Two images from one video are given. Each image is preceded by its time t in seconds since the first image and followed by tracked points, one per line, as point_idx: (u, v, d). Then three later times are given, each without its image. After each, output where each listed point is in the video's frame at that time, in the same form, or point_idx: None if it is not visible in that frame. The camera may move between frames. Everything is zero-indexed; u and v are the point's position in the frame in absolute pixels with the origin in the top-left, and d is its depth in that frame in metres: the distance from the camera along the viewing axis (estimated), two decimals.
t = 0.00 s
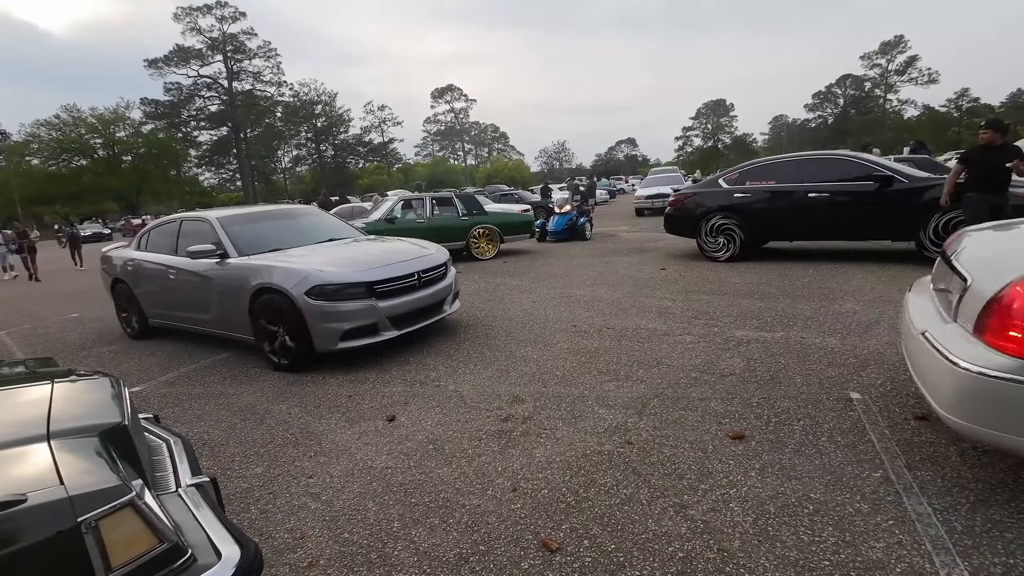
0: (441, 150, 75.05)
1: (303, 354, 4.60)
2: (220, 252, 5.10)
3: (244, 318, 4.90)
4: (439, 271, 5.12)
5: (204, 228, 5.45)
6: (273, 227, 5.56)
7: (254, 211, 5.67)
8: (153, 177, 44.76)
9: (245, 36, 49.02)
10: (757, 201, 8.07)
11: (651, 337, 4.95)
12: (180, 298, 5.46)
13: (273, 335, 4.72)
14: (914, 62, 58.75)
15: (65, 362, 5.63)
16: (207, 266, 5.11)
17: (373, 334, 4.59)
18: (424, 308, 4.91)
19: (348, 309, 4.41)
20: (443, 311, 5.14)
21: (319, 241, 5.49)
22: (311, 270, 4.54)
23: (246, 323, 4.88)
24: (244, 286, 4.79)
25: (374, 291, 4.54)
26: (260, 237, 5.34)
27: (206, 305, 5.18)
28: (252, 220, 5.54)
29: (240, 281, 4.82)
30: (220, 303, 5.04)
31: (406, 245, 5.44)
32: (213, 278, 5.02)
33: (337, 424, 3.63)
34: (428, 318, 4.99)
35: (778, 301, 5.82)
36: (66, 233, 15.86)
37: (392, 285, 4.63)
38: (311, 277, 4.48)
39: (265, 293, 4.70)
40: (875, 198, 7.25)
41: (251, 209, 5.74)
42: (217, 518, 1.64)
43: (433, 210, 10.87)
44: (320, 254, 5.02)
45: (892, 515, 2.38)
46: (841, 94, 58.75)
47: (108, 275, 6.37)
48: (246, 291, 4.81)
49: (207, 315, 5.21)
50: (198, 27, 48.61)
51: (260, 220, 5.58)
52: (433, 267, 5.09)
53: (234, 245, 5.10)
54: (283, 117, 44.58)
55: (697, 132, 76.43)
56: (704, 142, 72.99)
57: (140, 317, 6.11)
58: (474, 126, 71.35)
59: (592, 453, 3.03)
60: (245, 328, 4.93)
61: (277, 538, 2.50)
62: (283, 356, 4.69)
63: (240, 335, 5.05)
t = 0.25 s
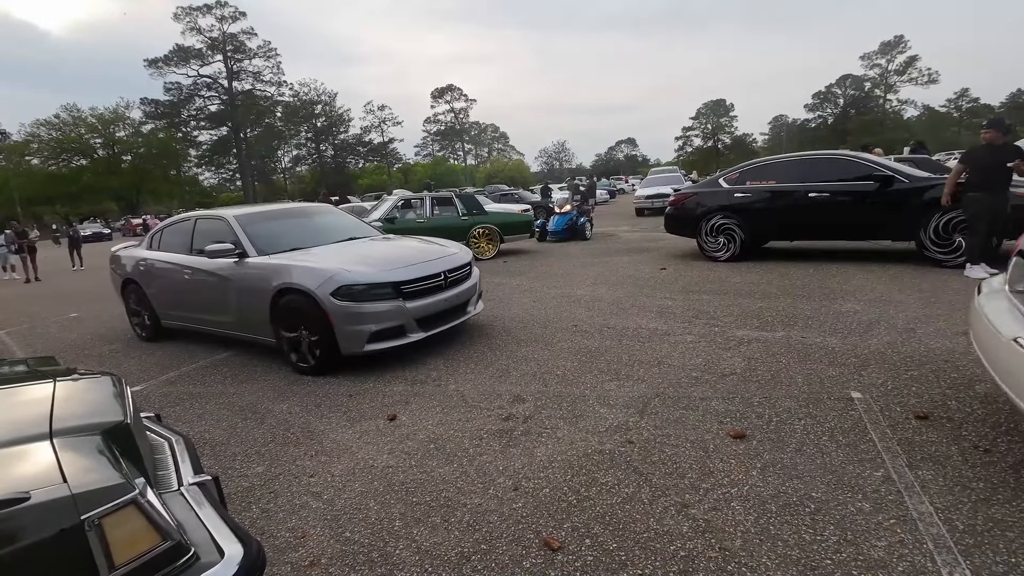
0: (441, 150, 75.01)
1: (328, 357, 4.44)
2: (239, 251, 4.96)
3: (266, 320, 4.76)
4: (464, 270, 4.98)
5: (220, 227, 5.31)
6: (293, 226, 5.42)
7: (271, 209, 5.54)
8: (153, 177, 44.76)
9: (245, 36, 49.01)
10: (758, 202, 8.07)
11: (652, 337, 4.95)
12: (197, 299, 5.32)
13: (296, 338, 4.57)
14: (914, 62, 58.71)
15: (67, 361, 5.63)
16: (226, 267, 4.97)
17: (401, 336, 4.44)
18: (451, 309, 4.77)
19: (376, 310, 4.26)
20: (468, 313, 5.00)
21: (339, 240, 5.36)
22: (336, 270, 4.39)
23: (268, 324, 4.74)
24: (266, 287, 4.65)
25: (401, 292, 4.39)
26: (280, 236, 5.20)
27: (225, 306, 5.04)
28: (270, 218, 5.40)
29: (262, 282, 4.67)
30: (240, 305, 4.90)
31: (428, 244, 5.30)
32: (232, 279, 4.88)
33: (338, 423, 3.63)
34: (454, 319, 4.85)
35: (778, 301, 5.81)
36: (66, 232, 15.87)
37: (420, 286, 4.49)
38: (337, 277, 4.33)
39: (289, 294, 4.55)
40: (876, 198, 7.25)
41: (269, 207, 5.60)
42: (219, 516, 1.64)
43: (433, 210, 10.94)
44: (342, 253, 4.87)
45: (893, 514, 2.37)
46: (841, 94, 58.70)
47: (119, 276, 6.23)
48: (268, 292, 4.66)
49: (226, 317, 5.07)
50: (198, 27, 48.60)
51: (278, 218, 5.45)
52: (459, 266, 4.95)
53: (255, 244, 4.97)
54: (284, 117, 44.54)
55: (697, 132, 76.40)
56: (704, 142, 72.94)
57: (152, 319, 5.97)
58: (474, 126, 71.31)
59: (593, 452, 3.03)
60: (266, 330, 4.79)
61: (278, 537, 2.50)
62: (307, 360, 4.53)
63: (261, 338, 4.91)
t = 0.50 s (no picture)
0: (441, 150, 75.00)
1: (355, 360, 4.31)
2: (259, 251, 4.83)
3: (287, 323, 4.63)
4: (491, 271, 4.87)
5: (239, 226, 5.18)
6: (314, 225, 5.29)
7: (290, 208, 5.41)
8: (153, 177, 44.77)
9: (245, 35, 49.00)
10: (758, 202, 8.07)
11: (653, 337, 4.95)
12: (214, 301, 5.18)
13: (321, 341, 4.44)
14: (914, 62, 58.68)
15: (68, 361, 5.63)
16: (246, 267, 4.83)
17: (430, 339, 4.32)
18: (478, 311, 4.65)
19: (406, 312, 4.13)
20: (494, 314, 4.89)
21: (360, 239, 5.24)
22: (364, 271, 4.25)
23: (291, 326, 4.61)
24: (289, 288, 4.52)
25: (431, 293, 4.27)
26: (301, 236, 5.07)
27: (245, 308, 4.90)
28: (290, 217, 5.27)
29: (285, 283, 4.54)
30: (261, 307, 4.76)
31: (452, 243, 5.19)
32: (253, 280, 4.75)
33: (339, 423, 3.62)
34: (481, 321, 4.74)
35: (779, 301, 5.81)
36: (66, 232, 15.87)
37: (449, 286, 4.36)
38: (365, 277, 4.20)
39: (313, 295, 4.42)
40: (877, 198, 7.25)
41: (287, 205, 5.47)
42: (222, 515, 1.64)
43: (433, 209, 10.96)
44: (367, 252, 4.74)
45: (895, 514, 2.37)
46: (841, 94, 58.62)
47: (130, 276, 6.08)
48: (291, 294, 4.53)
49: (245, 318, 4.93)
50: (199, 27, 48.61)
51: (297, 216, 5.32)
52: (486, 266, 4.83)
53: (275, 245, 4.83)
54: (284, 117, 44.54)
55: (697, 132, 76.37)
56: (704, 142, 72.90)
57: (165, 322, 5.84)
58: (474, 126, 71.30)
59: (593, 452, 3.03)
60: (288, 332, 4.66)
61: (280, 536, 2.50)
62: (332, 363, 4.40)
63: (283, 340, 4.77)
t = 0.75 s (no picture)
0: (441, 150, 74.99)
1: (383, 364, 4.16)
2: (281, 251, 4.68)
3: (310, 325, 4.49)
4: (522, 271, 4.71)
5: (258, 224, 5.03)
6: (337, 224, 5.13)
7: (309, 206, 5.26)
8: (153, 177, 44.79)
9: (245, 35, 48.99)
10: (759, 201, 8.07)
11: (653, 337, 4.95)
12: (232, 302, 5.02)
13: (347, 344, 4.29)
14: (915, 62, 58.66)
15: (69, 361, 5.62)
16: (267, 268, 4.68)
17: (462, 342, 4.17)
18: (510, 313, 4.50)
19: (438, 313, 3.98)
20: (524, 316, 4.73)
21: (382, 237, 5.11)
22: (394, 271, 4.10)
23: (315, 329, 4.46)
24: (313, 289, 4.37)
25: (463, 294, 4.11)
26: (324, 235, 4.91)
27: (265, 310, 4.74)
28: (310, 215, 5.13)
29: (309, 284, 4.39)
30: (282, 309, 4.61)
31: (480, 242, 5.03)
32: (275, 280, 4.60)
33: (340, 423, 3.63)
34: (512, 323, 4.58)
35: (779, 301, 5.81)
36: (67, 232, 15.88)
37: (481, 287, 4.21)
38: (395, 278, 4.05)
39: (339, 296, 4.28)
40: (877, 198, 7.25)
41: (306, 203, 5.33)
42: (224, 515, 1.64)
43: (432, 210, 10.99)
44: (394, 252, 4.59)
45: (896, 514, 2.38)
46: (841, 94, 58.57)
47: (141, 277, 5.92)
48: (316, 295, 4.38)
49: (266, 321, 4.78)
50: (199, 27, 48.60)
51: (317, 215, 5.17)
52: (517, 267, 4.67)
53: (298, 245, 4.67)
54: (284, 117, 44.54)
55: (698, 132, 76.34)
56: (704, 142, 72.88)
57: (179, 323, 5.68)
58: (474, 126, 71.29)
59: (594, 452, 3.03)
60: (311, 335, 4.51)
61: (280, 536, 2.50)
62: (359, 367, 4.25)
63: (307, 344, 4.62)
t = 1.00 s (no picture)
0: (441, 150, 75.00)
1: (416, 369, 3.99)
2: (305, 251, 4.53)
3: (337, 328, 4.31)
4: (554, 271, 4.54)
5: (280, 223, 4.86)
6: (361, 222, 4.96)
7: (332, 203, 5.10)
8: (153, 177, 44.80)
9: (246, 36, 49.05)
10: (759, 201, 8.07)
11: (654, 337, 4.95)
12: (251, 304, 4.85)
13: (377, 348, 4.12)
14: (915, 62, 58.67)
15: (70, 361, 5.62)
16: (290, 269, 4.52)
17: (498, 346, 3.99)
18: (544, 314, 4.32)
19: (475, 315, 3.81)
20: (557, 318, 4.56)
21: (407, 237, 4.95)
22: (427, 271, 3.93)
23: (341, 333, 4.30)
24: (340, 291, 4.20)
25: (499, 295, 3.94)
26: (349, 234, 4.74)
27: (288, 313, 4.58)
28: (333, 213, 4.96)
29: (336, 285, 4.23)
30: (306, 311, 4.45)
31: (508, 241, 4.86)
32: (298, 281, 4.43)
33: (340, 423, 3.63)
34: (546, 325, 4.41)
35: (780, 301, 5.81)
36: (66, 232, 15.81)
37: (517, 288, 4.04)
38: (428, 278, 3.88)
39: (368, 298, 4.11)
40: (878, 198, 7.25)
41: (328, 200, 5.15)
42: (225, 515, 1.64)
43: (433, 210, 10.97)
44: (423, 251, 4.42)
45: (897, 514, 2.38)
46: (842, 95, 58.56)
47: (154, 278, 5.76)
48: (343, 297, 4.21)
49: (288, 324, 4.62)
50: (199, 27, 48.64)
51: (340, 213, 5.00)
52: (550, 266, 4.49)
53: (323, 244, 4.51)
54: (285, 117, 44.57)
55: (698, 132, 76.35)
56: (705, 142, 72.86)
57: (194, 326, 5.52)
58: (474, 126, 71.32)
59: (594, 451, 3.03)
60: (336, 339, 4.35)
61: (282, 536, 2.50)
62: (390, 371, 4.09)
63: (333, 348, 4.45)
